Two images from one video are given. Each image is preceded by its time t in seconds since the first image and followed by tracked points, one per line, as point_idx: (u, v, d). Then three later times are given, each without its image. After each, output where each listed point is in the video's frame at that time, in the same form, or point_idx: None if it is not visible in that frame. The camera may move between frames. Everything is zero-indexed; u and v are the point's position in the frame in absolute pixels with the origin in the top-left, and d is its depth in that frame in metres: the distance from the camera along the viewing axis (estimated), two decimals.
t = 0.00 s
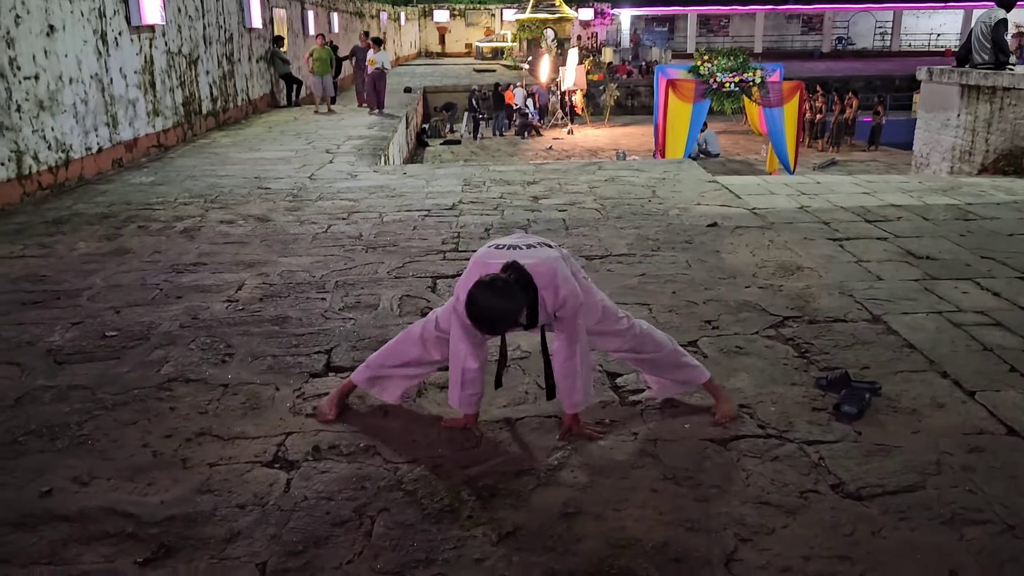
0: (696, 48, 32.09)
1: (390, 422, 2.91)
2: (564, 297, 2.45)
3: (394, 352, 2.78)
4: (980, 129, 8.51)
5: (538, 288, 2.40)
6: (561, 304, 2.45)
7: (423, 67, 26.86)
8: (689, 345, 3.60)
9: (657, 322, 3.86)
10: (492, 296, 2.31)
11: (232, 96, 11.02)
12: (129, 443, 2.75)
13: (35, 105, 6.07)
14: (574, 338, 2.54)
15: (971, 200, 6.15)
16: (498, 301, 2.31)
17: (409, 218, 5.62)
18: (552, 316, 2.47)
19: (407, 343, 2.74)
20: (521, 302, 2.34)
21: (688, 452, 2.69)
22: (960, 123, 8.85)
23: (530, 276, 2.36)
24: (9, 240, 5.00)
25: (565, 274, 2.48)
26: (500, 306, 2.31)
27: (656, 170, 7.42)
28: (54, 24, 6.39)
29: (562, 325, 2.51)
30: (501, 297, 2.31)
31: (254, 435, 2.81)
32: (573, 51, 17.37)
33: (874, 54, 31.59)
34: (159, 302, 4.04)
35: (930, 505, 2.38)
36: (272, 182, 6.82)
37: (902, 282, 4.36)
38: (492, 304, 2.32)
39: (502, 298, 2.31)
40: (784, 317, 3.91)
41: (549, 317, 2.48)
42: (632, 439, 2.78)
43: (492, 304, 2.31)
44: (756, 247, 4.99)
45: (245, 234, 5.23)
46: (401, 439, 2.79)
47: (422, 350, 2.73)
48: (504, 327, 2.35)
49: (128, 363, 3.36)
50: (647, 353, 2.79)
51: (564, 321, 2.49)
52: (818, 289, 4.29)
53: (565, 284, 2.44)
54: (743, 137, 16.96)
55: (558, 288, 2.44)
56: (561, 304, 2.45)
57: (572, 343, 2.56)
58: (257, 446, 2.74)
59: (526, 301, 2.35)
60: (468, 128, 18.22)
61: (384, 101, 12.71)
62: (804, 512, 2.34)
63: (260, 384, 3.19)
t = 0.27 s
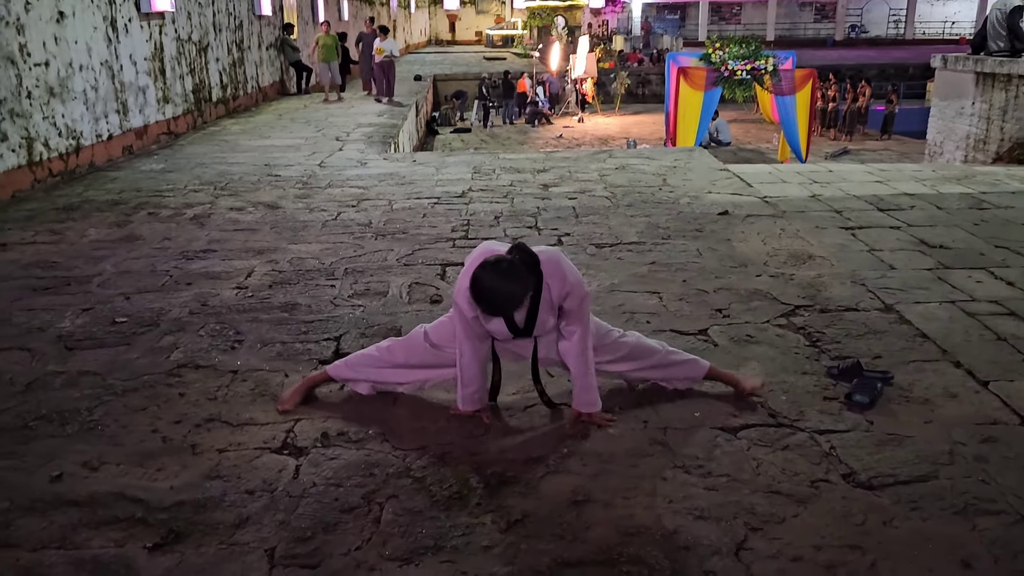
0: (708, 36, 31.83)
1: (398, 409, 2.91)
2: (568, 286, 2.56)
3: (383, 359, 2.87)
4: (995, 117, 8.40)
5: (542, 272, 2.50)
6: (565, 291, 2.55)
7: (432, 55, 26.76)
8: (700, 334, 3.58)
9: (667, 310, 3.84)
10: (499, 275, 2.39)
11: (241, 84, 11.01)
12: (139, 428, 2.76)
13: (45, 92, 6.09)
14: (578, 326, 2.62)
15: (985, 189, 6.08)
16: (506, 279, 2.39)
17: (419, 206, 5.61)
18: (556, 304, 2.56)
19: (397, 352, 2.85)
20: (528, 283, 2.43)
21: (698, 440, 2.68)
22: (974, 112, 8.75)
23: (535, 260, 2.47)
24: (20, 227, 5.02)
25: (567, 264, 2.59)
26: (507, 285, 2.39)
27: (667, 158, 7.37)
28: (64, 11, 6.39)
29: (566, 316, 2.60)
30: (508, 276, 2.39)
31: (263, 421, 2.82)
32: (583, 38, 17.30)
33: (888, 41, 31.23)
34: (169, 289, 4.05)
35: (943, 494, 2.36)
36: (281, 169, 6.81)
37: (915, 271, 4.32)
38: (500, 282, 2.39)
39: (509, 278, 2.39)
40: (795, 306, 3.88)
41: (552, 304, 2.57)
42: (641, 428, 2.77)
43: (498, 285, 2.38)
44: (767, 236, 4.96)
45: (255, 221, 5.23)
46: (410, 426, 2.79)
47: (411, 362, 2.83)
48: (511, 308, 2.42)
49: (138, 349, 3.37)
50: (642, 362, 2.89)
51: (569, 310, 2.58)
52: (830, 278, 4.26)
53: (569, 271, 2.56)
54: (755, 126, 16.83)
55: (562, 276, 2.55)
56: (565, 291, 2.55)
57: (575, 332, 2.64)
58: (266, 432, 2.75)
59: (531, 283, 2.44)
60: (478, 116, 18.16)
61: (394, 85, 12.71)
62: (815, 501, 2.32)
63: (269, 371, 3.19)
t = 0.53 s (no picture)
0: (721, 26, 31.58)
1: (411, 399, 2.91)
2: (575, 281, 2.57)
3: (398, 361, 2.93)
4: (1013, 108, 8.29)
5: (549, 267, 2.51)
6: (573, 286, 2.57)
7: (444, 45, 26.68)
8: (713, 325, 3.55)
9: (681, 301, 3.81)
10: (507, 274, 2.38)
11: (253, 73, 11.01)
12: (153, 417, 2.77)
13: (58, 81, 6.10)
14: (586, 321, 2.64)
15: (1003, 180, 6.01)
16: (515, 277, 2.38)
17: (431, 196, 5.59)
18: (564, 299, 2.58)
19: (412, 354, 2.91)
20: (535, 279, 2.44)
21: (712, 432, 2.66)
22: (992, 102, 8.64)
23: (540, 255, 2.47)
24: (34, 215, 5.04)
25: (572, 258, 2.60)
26: (516, 283, 2.39)
27: (680, 148, 7.32)
28: None
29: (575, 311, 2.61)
30: (516, 273, 2.40)
31: (276, 411, 2.82)
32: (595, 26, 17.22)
33: (904, 31, 30.87)
34: (182, 278, 4.05)
35: (960, 488, 2.33)
36: (293, 158, 6.81)
37: (932, 263, 4.27)
38: (508, 280, 2.40)
39: (517, 275, 2.39)
40: (810, 297, 3.85)
41: (560, 299, 2.57)
42: (655, 419, 2.75)
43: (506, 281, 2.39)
44: (781, 227, 4.91)
45: (267, 210, 5.23)
46: (423, 416, 2.78)
47: (424, 364, 2.90)
48: (520, 305, 2.42)
49: (151, 337, 3.38)
50: (649, 364, 2.93)
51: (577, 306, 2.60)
52: (845, 269, 4.22)
53: (574, 264, 2.57)
54: (768, 116, 16.70)
55: (568, 269, 2.56)
56: (573, 285, 2.57)
57: (584, 326, 2.66)
58: (279, 421, 2.75)
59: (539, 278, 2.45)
60: (490, 106, 18.10)
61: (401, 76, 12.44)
62: (830, 494, 2.31)
63: (282, 360, 3.20)
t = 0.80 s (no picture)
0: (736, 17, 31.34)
1: (424, 391, 2.90)
2: (588, 274, 2.56)
3: (419, 355, 2.95)
4: None
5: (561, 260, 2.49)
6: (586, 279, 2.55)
7: (456, 36, 26.63)
8: (728, 319, 3.53)
9: (695, 295, 3.79)
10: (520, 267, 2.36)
11: (267, 64, 11.03)
12: (168, 407, 2.78)
13: (73, 71, 6.13)
14: (600, 313, 2.63)
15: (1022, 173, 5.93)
16: (528, 270, 2.36)
17: (444, 187, 5.58)
18: (578, 293, 2.57)
19: (433, 349, 2.93)
20: (549, 272, 2.42)
21: (727, 427, 2.64)
22: (1011, 94, 8.53)
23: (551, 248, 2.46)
24: (50, 206, 5.08)
25: (583, 250, 2.59)
26: (530, 276, 2.37)
27: (694, 140, 7.27)
28: None
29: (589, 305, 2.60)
30: (530, 266, 2.38)
31: (290, 402, 2.83)
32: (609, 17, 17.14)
33: (922, 22, 30.51)
34: (196, 269, 4.07)
35: (979, 485, 2.31)
36: (306, 149, 6.82)
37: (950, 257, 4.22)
38: (522, 272, 2.38)
39: (530, 268, 2.38)
40: (827, 291, 3.81)
41: (573, 293, 2.56)
42: (669, 414, 2.73)
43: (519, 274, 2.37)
44: (797, 220, 4.87)
45: (281, 201, 5.24)
46: (436, 408, 2.78)
47: (445, 358, 2.92)
48: (536, 299, 2.40)
49: (166, 328, 3.39)
50: (668, 360, 2.92)
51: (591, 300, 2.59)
52: (862, 263, 4.18)
53: (586, 256, 2.56)
54: (783, 108, 16.57)
55: (580, 261, 2.55)
56: (585, 277, 2.55)
57: (598, 319, 2.64)
58: (293, 413, 2.75)
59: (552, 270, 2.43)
60: (503, 97, 18.05)
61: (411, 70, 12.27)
62: (847, 490, 2.29)
63: (296, 352, 3.20)
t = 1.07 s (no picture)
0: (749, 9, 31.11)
1: (434, 386, 2.90)
2: (600, 273, 2.55)
3: (431, 354, 2.96)
4: None
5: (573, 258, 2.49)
6: (598, 278, 2.55)
7: (468, 29, 26.59)
8: (740, 314, 3.50)
9: (707, 290, 3.76)
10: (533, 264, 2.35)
11: (279, 57, 11.05)
12: (179, 400, 2.79)
13: (87, 64, 6.15)
14: (613, 312, 2.62)
15: None
16: (542, 267, 2.35)
17: (455, 181, 5.58)
18: (590, 292, 2.56)
19: (445, 348, 2.94)
20: (561, 268, 2.40)
21: (739, 423, 2.63)
22: None
23: (563, 245, 2.46)
24: (64, 198, 5.11)
25: (594, 249, 2.59)
26: (542, 273, 2.36)
27: (707, 134, 7.23)
28: None
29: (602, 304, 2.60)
30: (543, 263, 2.36)
31: (301, 395, 2.83)
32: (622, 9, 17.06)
33: (938, 14, 30.15)
34: (208, 262, 4.08)
35: (994, 484, 2.29)
36: (318, 142, 6.83)
37: (966, 253, 4.18)
38: (536, 270, 2.36)
39: (543, 265, 2.36)
40: (840, 287, 3.78)
41: (586, 293, 2.56)
42: (680, 410, 2.72)
43: (535, 273, 2.35)
44: (810, 214, 4.84)
45: (293, 194, 5.25)
46: (447, 403, 2.78)
47: (457, 358, 2.94)
48: (549, 297, 2.39)
49: (178, 321, 3.41)
50: (681, 360, 2.91)
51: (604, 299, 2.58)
52: (876, 259, 4.14)
53: (598, 256, 2.56)
54: (796, 101, 16.45)
55: (591, 260, 2.55)
56: (597, 275, 2.55)
57: (611, 318, 2.64)
58: (303, 406, 2.76)
59: (564, 267, 2.42)
60: (515, 90, 18.00)
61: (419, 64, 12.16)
62: (860, 488, 2.27)
63: (307, 345, 3.21)
